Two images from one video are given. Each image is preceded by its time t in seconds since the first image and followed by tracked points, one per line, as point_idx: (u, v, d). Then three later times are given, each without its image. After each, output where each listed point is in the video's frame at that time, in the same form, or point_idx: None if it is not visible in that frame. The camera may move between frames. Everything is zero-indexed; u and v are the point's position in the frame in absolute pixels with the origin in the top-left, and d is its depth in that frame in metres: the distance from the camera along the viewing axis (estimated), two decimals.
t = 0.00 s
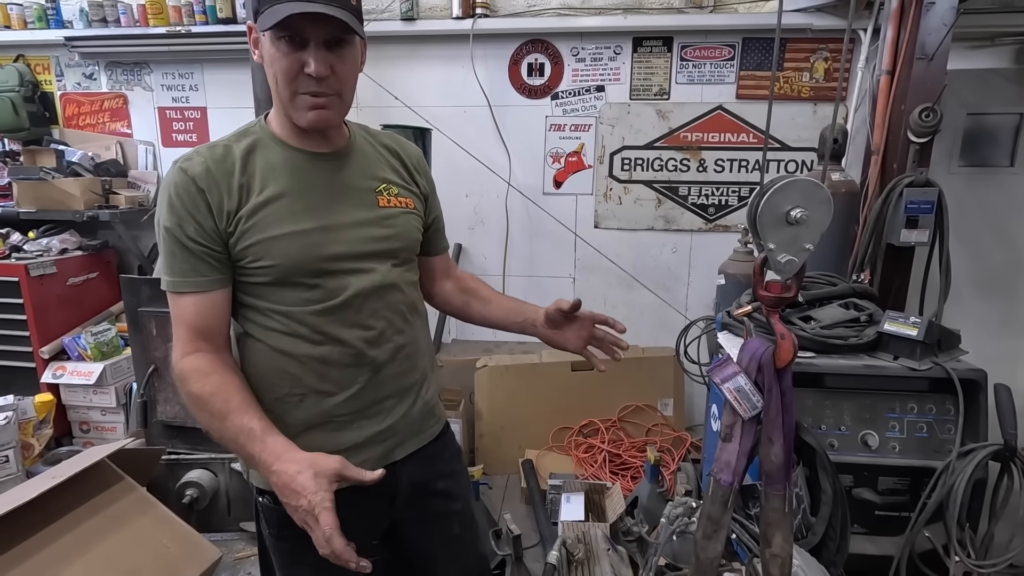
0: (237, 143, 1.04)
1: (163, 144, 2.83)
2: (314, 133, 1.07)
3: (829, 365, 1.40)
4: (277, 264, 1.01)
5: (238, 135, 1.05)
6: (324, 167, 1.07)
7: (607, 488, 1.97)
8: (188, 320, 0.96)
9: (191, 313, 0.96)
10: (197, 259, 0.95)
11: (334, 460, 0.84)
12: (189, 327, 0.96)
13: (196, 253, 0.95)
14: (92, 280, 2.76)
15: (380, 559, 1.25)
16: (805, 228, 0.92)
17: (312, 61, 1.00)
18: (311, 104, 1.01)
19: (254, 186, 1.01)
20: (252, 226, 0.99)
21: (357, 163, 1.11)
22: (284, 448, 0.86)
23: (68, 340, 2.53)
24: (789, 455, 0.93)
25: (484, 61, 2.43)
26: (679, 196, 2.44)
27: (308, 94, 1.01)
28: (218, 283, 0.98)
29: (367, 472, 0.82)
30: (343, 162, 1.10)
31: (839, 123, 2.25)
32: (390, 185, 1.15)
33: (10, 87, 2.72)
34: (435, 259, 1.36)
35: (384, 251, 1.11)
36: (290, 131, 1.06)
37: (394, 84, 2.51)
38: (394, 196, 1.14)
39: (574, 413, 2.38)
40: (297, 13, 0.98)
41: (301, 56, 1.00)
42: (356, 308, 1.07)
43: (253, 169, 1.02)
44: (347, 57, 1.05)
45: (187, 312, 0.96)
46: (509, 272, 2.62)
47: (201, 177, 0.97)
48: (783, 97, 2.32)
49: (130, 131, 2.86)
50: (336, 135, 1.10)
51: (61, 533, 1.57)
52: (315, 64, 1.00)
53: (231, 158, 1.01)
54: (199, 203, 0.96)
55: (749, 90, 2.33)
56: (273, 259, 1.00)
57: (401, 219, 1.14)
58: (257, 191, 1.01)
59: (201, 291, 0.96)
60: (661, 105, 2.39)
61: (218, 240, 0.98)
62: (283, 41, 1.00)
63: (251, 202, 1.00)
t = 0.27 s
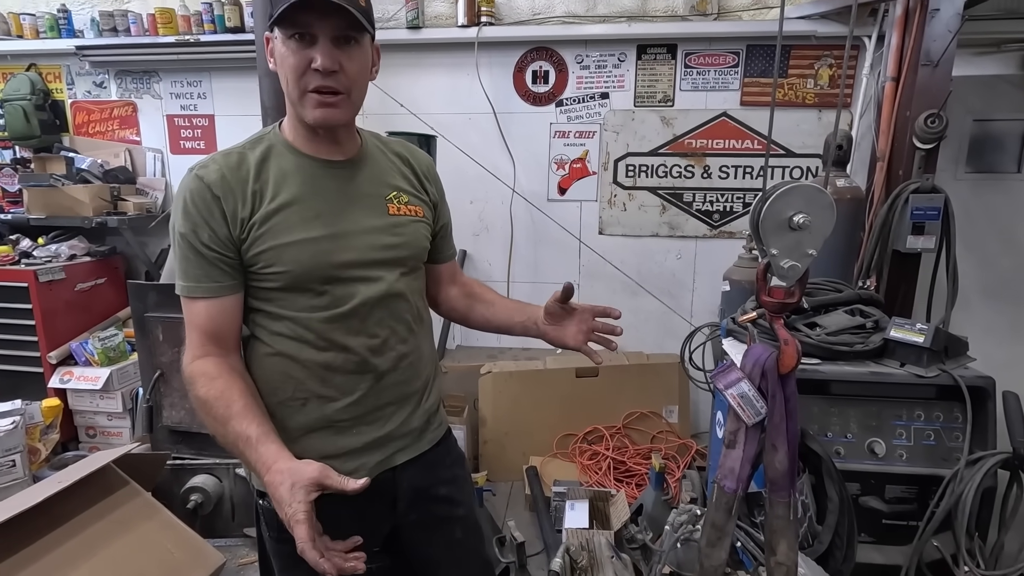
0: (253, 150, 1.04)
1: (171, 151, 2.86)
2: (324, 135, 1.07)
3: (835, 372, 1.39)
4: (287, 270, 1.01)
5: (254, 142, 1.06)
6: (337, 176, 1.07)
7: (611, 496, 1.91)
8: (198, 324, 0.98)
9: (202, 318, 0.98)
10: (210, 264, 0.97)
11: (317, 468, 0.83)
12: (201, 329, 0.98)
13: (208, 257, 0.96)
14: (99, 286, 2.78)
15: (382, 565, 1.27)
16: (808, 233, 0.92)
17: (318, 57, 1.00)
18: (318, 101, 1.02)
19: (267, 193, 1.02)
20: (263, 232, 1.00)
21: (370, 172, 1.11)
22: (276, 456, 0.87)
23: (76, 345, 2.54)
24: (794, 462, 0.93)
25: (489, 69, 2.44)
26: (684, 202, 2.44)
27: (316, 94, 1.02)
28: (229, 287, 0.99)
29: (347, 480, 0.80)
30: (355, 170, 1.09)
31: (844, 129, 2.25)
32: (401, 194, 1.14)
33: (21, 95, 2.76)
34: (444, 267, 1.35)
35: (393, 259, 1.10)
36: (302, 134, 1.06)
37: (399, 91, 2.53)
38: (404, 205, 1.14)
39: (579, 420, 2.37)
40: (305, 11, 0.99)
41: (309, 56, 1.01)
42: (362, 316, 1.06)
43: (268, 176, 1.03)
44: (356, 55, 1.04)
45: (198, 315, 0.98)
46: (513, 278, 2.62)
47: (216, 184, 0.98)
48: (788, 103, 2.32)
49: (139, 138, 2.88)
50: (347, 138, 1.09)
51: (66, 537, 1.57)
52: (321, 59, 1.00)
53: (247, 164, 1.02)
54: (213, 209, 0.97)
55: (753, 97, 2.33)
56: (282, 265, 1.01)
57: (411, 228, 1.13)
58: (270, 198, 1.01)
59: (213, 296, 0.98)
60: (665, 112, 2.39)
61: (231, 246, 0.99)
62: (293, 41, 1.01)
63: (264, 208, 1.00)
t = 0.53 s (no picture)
0: (267, 155, 1.05)
1: (180, 159, 2.89)
2: (336, 147, 1.06)
3: (841, 380, 1.39)
4: (290, 275, 1.01)
5: (270, 149, 1.06)
6: (346, 184, 1.06)
7: (617, 503, 1.95)
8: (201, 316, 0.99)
9: (204, 318, 0.98)
10: (216, 267, 0.98)
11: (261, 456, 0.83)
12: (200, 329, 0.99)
13: (214, 259, 0.97)
14: (108, 292, 2.80)
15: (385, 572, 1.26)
16: (812, 240, 0.92)
17: (320, 71, 1.00)
18: (320, 115, 1.01)
19: (275, 198, 1.02)
20: (269, 238, 1.00)
21: (381, 181, 1.10)
22: (228, 442, 0.87)
23: (84, 351, 2.56)
24: (800, 472, 0.93)
25: (495, 77, 2.46)
26: (689, 210, 2.44)
27: (320, 107, 1.02)
28: (234, 289, 1.00)
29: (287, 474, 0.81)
30: (365, 179, 1.08)
31: (850, 137, 2.25)
32: (411, 205, 1.12)
33: (35, 104, 2.80)
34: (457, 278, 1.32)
35: (398, 269, 1.08)
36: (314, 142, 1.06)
37: (406, 100, 2.55)
38: (413, 216, 1.12)
39: (584, 427, 2.36)
40: (307, 25, 0.99)
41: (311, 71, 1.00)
42: (362, 323, 1.04)
43: (278, 182, 1.03)
44: (360, 67, 1.02)
45: (201, 316, 0.98)
46: (518, 285, 2.62)
47: (227, 189, 0.99)
48: (793, 110, 2.32)
49: (148, 146, 2.91)
50: (360, 149, 1.08)
51: (71, 542, 1.57)
52: (322, 73, 0.99)
53: (259, 170, 1.02)
54: (222, 212, 0.98)
55: (759, 104, 2.33)
56: (286, 271, 1.00)
57: (418, 239, 1.11)
58: (278, 204, 1.01)
59: (218, 297, 0.99)
60: (670, 119, 2.39)
61: (237, 248, 0.99)
62: (299, 57, 1.02)
63: (271, 214, 1.00)
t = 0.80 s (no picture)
0: (290, 159, 1.07)
1: (190, 167, 2.92)
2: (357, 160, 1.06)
3: (851, 390, 1.37)
4: (297, 277, 1.01)
5: (295, 153, 1.08)
6: (359, 191, 1.05)
7: (624, 512, 1.90)
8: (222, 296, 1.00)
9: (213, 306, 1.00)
10: (229, 262, 1.00)
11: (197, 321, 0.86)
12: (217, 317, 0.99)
13: (227, 254, 0.99)
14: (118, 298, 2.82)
15: None
16: (821, 248, 0.97)
17: (347, 89, 1.00)
18: (343, 128, 1.01)
19: (291, 201, 1.03)
20: (280, 238, 1.01)
21: (395, 190, 1.08)
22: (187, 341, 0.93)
23: (94, 356, 2.58)
24: (808, 480, 1.00)
25: (502, 85, 2.47)
26: (696, 217, 2.44)
27: (343, 122, 1.01)
28: (245, 285, 1.02)
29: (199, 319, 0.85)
30: (382, 189, 1.07)
31: (858, 144, 2.24)
32: (424, 216, 1.09)
33: (48, 113, 2.82)
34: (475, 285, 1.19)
35: (403, 279, 1.06)
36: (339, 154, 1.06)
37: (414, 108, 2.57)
38: (425, 227, 1.09)
39: (591, 435, 2.35)
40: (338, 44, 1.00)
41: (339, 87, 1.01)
42: (363, 331, 1.03)
43: (295, 185, 1.04)
44: (386, 86, 1.02)
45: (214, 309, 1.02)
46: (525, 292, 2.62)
47: (247, 188, 1.02)
48: (801, 118, 2.32)
49: (160, 154, 2.94)
50: (382, 162, 1.07)
51: (78, 547, 1.57)
52: (349, 91, 1.00)
53: (279, 172, 1.05)
54: (241, 211, 1.01)
55: (766, 112, 2.33)
56: (292, 272, 1.01)
57: (427, 251, 1.08)
58: (291, 206, 1.02)
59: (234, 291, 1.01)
60: (677, 127, 2.40)
61: (251, 247, 1.02)
62: (328, 74, 1.02)
63: (284, 216, 1.02)
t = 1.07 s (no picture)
0: (315, 164, 1.09)
1: (201, 174, 2.94)
2: (375, 168, 1.07)
3: (863, 398, 1.36)
4: (309, 278, 1.02)
5: (319, 159, 1.10)
6: (375, 196, 1.06)
7: (633, 520, 1.91)
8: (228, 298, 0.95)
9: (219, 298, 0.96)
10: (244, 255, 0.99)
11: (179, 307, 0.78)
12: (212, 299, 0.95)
13: (242, 247, 0.99)
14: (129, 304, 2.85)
15: None
16: (831, 256, 1.00)
17: (366, 99, 1.01)
18: (360, 137, 1.02)
19: (310, 203, 1.04)
20: (295, 238, 1.02)
21: (411, 197, 1.08)
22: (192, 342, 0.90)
23: (105, 361, 2.60)
24: (819, 490, 1.00)
25: (511, 93, 2.48)
26: (704, 224, 2.43)
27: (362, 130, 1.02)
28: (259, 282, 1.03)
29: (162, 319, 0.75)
30: (398, 197, 1.07)
31: (867, 151, 2.23)
32: (437, 224, 1.09)
33: (64, 121, 2.88)
34: (493, 283, 1.12)
35: (411, 285, 1.05)
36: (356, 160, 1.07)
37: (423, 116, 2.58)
38: (437, 236, 1.08)
39: (598, 442, 2.34)
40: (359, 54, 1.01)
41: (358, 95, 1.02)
42: (368, 338, 1.03)
43: (316, 188, 1.05)
44: (405, 98, 1.03)
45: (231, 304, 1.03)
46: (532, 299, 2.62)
47: (270, 188, 1.04)
48: (809, 125, 2.31)
49: (171, 161, 2.98)
50: (396, 172, 1.08)
51: (88, 552, 1.57)
52: (367, 102, 1.01)
53: (302, 175, 1.06)
54: (261, 208, 1.02)
55: (774, 119, 2.33)
56: (304, 272, 1.02)
57: (437, 260, 1.07)
58: (309, 208, 1.03)
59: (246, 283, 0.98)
60: (684, 134, 2.40)
61: (267, 243, 1.02)
62: (350, 83, 1.04)
63: (301, 216, 1.03)
